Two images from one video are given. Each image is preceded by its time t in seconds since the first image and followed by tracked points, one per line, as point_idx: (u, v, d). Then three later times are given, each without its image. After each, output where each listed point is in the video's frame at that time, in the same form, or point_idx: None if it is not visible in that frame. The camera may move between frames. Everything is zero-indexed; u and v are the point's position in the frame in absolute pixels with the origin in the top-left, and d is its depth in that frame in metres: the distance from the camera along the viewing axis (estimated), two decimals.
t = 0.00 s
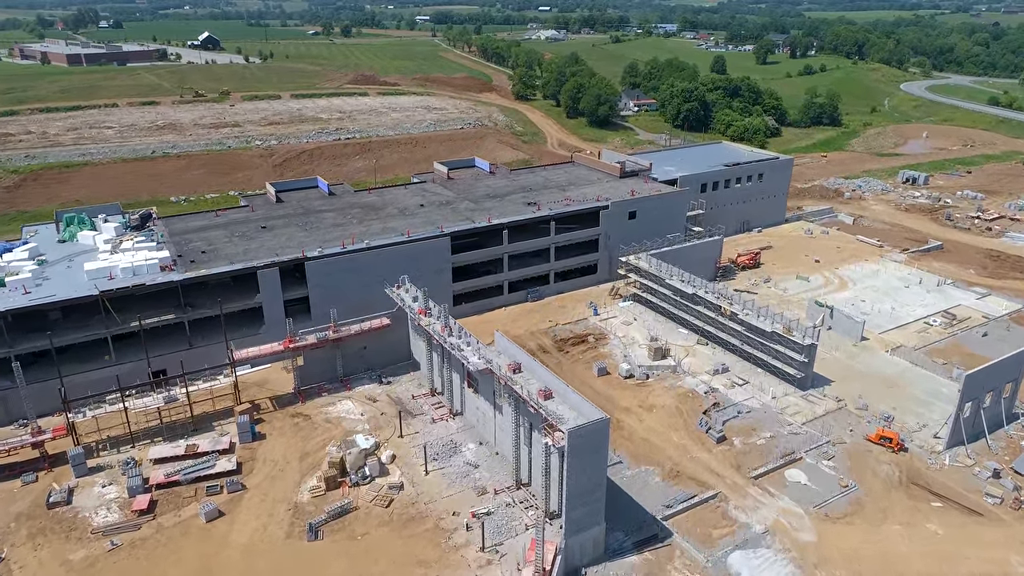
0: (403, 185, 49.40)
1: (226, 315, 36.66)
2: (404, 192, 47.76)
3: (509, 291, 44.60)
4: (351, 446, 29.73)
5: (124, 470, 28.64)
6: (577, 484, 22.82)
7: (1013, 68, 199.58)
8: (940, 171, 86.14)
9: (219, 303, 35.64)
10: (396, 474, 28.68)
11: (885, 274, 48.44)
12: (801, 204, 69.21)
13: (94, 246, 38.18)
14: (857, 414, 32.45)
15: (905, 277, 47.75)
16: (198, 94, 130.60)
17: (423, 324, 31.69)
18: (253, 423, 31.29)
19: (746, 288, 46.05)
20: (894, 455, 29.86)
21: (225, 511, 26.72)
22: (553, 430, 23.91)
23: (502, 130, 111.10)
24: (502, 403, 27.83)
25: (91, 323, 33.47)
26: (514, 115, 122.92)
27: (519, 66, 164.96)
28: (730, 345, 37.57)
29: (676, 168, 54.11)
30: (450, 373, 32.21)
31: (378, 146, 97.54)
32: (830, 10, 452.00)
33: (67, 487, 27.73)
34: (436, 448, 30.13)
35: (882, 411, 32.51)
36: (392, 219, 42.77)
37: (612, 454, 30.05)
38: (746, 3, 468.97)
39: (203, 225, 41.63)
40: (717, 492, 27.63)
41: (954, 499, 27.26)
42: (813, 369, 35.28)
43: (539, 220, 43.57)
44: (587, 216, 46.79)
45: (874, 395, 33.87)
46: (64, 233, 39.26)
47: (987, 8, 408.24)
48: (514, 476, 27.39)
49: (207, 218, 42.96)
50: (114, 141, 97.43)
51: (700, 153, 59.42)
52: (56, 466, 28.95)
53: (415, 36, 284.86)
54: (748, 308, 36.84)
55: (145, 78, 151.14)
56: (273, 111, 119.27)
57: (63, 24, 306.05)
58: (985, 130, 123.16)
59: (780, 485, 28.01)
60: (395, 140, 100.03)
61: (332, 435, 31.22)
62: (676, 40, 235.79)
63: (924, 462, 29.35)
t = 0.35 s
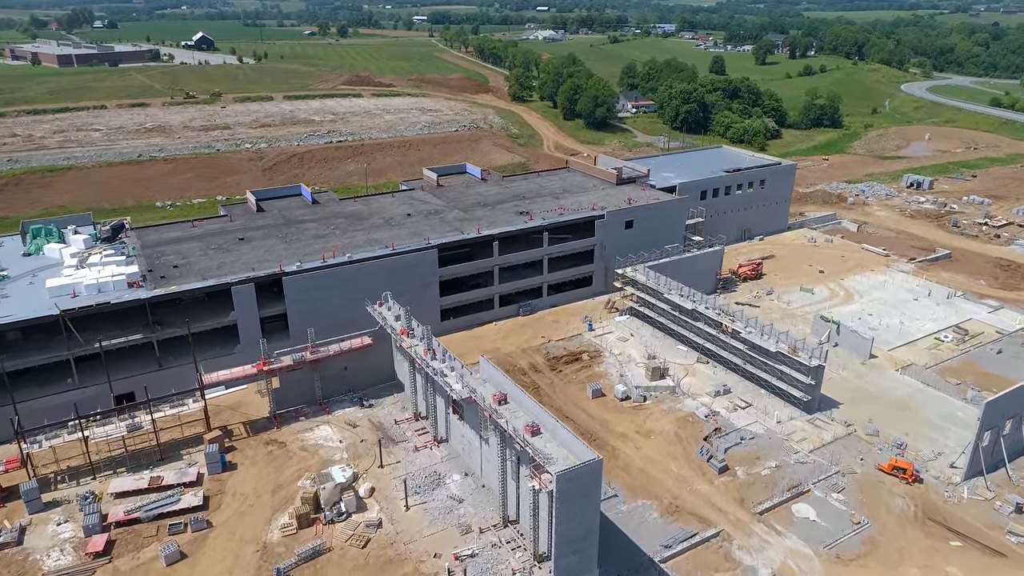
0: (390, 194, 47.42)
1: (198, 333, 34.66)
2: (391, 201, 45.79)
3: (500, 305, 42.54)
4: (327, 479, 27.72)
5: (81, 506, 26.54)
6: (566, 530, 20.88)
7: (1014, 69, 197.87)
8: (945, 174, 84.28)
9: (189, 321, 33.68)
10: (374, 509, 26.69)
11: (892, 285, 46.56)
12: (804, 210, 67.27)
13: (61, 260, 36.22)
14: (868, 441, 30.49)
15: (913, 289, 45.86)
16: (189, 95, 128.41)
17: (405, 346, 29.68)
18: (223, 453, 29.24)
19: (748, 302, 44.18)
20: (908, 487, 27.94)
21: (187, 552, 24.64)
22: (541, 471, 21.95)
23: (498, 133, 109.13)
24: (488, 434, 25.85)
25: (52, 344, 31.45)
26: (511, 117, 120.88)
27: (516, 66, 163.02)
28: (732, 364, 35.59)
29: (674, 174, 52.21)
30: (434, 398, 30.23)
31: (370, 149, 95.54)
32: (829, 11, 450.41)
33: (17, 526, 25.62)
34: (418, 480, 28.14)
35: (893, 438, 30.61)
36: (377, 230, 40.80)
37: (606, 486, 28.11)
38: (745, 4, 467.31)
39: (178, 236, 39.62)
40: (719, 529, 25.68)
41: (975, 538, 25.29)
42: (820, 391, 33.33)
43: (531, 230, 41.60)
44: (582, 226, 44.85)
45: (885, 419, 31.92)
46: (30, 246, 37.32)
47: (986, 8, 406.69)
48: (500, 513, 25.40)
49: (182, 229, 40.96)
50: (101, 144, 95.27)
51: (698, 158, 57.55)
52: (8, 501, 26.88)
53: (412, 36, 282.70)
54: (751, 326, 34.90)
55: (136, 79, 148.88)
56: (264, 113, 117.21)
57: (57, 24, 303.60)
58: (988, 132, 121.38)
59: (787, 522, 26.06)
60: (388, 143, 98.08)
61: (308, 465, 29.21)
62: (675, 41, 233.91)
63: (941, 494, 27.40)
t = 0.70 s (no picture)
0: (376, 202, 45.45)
1: (167, 354, 32.62)
2: (376, 210, 43.82)
3: (490, 320, 40.52)
4: (297, 517, 25.66)
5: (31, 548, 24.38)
6: None
7: (1016, 70, 196.21)
8: (949, 179, 82.40)
9: (157, 342, 31.63)
10: (347, 550, 24.65)
11: (900, 298, 44.63)
12: (806, 217, 65.34)
13: (23, 275, 34.26)
14: (880, 471, 28.52)
15: (922, 302, 43.91)
16: (180, 97, 126.30)
17: (385, 372, 27.69)
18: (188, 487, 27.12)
19: (750, 316, 42.20)
20: (924, 524, 25.95)
21: None
22: (525, 521, 19.97)
23: (493, 135, 107.16)
24: (471, 470, 23.91)
25: (8, 368, 29.37)
26: (506, 119, 118.94)
27: (512, 68, 161.12)
28: (733, 386, 33.63)
29: (673, 181, 50.28)
30: (415, 426, 28.23)
31: (362, 153, 93.57)
32: (828, 11, 448.89)
33: None
34: (397, 517, 26.12)
35: (907, 468, 28.67)
36: (360, 241, 38.80)
37: (600, 523, 26.10)
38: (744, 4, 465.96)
39: (149, 249, 37.64)
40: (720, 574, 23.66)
41: None
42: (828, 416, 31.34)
43: (522, 242, 39.61)
44: (576, 236, 42.86)
45: (896, 447, 29.99)
46: None
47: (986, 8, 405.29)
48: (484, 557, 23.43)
49: (156, 241, 38.98)
50: (86, 147, 93.21)
51: (698, 164, 55.64)
52: None
53: (409, 37, 280.91)
54: (754, 345, 32.97)
55: (127, 81, 146.75)
56: (256, 115, 115.21)
57: (51, 24, 301.41)
58: (991, 134, 119.59)
59: (794, 564, 24.06)
60: (381, 146, 96.16)
61: (279, 499, 27.18)
62: (673, 41, 232.27)
63: (959, 532, 25.44)
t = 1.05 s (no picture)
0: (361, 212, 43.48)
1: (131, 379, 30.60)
2: (360, 221, 41.83)
3: (479, 337, 38.52)
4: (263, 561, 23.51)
5: None
6: None
7: (1017, 71, 194.49)
8: (954, 183, 80.50)
9: (120, 368, 29.58)
10: None
11: (909, 311, 42.67)
12: (808, 224, 63.37)
13: None
14: (894, 507, 26.50)
15: (932, 316, 41.95)
16: (170, 99, 124.14)
17: (361, 401, 25.66)
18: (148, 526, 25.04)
19: (752, 332, 40.19)
20: (944, 567, 23.90)
21: None
22: None
23: (489, 138, 105.20)
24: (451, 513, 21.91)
25: None
26: (502, 121, 116.91)
27: (509, 69, 159.20)
28: (736, 410, 31.63)
29: (671, 189, 48.34)
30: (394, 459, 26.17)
31: (354, 157, 91.55)
32: (827, 11, 447.26)
33: None
34: (373, 560, 24.02)
35: (923, 503, 26.68)
36: (341, 255, 36.83)
37: (592, 567, 24.03)
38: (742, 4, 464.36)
39: (118, 265, 35.62)
40: None
41: None
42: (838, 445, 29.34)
43: (513, 255, 37.64)
44: (569, 248, 40.90)
45: (911, 479, 27.98)
46: None
47: (986, 8, 404.34)
48: None
49: (126, 256, 36.98)
50: (72, 151, 91.06)
51: (697, 171, 53.70)
52: None
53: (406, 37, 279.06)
54: (757, 368, 31.01)
55: (118, 82, 144.50)
56: (247, 117, 113.11)
57: (44, 24, 298.59)
58: (994, 136, 117.74)
59: None
60: (374, 149, 94.18)
61: (245, 539, 25.10)
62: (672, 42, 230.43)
63: None
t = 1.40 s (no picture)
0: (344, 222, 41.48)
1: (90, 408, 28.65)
2: (343, 233, 39.81)
3: (467, 356, 36.50)
4: None
5: None
6: None
7: (1019, 72, 192.72)
8: (960, 188, 78.55)
9: (78, 396, 27.61)
10: None
11: (919, 327, 40.68)
12: (811, 231, 61.43)
13: None
14: (910, 549, 24.46)
15: (944, 332, 39.97)
16: (160, 101, 122.09)
17: (332, 436, 23.64)
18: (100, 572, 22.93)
19: (754, 349, 38.15)
20: None
21: None
22: None
23: (483, 140, 103.20)
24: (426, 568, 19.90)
25: None
26: (498, 124, 114.91)
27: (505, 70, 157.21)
28: (738, 438, 29.63)
29: (669, 197, 46.36)
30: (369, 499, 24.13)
31: (346, 160, 89.63)
32: (826, 11, 445.93)
33: None
34: None
35: (941, 544, 24.69)
36: (320, 270, 34.81)
37: None
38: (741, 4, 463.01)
39: (82, 281, 33.56)
40: None
41: None
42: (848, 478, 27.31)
43: (502, 269, 35.65)
44: (562, 261, 38.91)
45: (928, 516, 25.98)
46: None
47: (984, 9, 403.24)
48: None
49: (92, 271, 34.93)
50: (56, 155, 88.95)
51: (696, 178, 51.73)
52: None
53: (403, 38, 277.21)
54: (761, 394, 29.05)
55: (108, 84, 142.28)
56: (237, 119, 111.03)
57: (38, 24, 296.32)
58: (998, 139, 115.84)
59: None
60: (366, 153, 92.23)
61: None
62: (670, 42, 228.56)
63: None
